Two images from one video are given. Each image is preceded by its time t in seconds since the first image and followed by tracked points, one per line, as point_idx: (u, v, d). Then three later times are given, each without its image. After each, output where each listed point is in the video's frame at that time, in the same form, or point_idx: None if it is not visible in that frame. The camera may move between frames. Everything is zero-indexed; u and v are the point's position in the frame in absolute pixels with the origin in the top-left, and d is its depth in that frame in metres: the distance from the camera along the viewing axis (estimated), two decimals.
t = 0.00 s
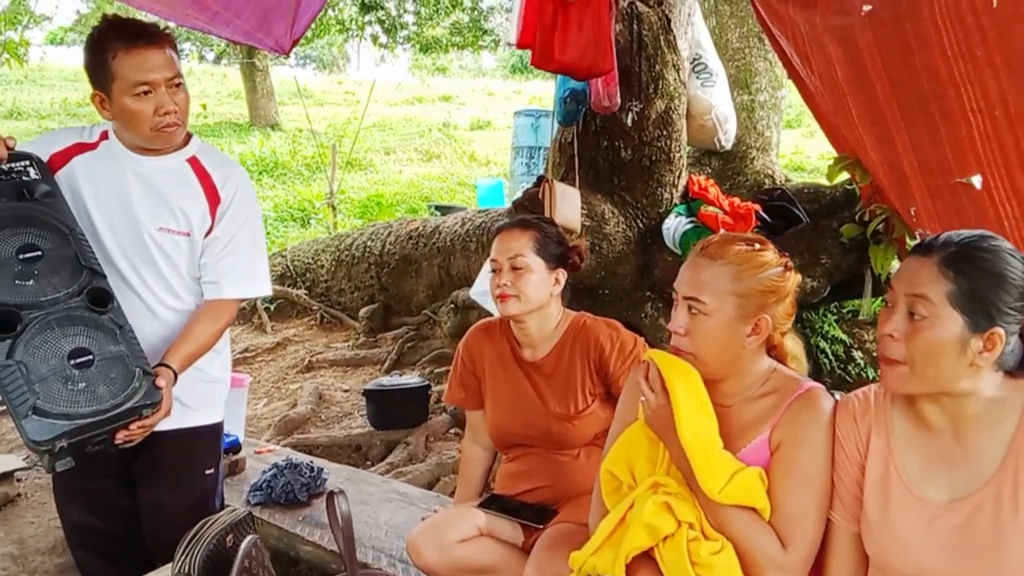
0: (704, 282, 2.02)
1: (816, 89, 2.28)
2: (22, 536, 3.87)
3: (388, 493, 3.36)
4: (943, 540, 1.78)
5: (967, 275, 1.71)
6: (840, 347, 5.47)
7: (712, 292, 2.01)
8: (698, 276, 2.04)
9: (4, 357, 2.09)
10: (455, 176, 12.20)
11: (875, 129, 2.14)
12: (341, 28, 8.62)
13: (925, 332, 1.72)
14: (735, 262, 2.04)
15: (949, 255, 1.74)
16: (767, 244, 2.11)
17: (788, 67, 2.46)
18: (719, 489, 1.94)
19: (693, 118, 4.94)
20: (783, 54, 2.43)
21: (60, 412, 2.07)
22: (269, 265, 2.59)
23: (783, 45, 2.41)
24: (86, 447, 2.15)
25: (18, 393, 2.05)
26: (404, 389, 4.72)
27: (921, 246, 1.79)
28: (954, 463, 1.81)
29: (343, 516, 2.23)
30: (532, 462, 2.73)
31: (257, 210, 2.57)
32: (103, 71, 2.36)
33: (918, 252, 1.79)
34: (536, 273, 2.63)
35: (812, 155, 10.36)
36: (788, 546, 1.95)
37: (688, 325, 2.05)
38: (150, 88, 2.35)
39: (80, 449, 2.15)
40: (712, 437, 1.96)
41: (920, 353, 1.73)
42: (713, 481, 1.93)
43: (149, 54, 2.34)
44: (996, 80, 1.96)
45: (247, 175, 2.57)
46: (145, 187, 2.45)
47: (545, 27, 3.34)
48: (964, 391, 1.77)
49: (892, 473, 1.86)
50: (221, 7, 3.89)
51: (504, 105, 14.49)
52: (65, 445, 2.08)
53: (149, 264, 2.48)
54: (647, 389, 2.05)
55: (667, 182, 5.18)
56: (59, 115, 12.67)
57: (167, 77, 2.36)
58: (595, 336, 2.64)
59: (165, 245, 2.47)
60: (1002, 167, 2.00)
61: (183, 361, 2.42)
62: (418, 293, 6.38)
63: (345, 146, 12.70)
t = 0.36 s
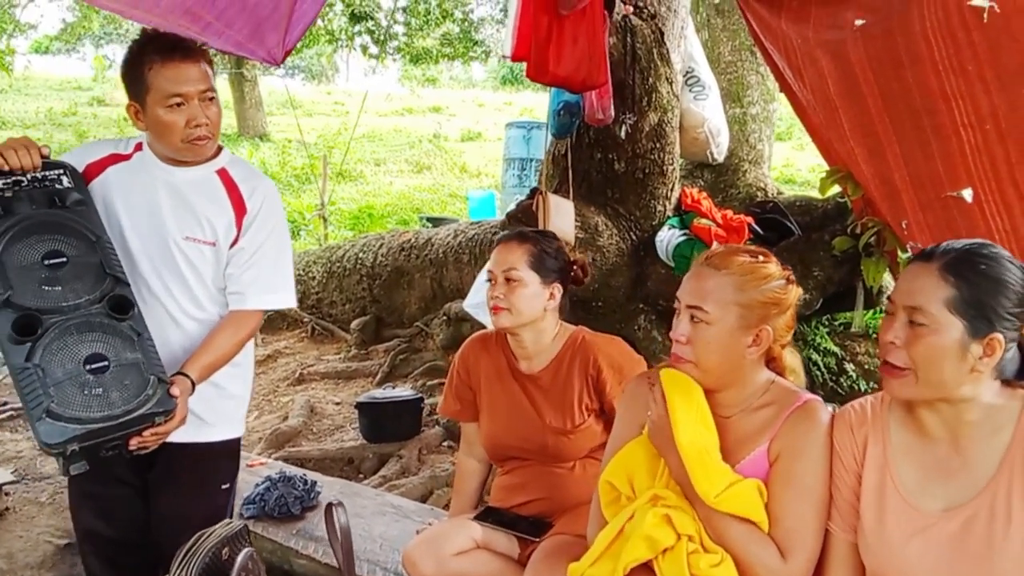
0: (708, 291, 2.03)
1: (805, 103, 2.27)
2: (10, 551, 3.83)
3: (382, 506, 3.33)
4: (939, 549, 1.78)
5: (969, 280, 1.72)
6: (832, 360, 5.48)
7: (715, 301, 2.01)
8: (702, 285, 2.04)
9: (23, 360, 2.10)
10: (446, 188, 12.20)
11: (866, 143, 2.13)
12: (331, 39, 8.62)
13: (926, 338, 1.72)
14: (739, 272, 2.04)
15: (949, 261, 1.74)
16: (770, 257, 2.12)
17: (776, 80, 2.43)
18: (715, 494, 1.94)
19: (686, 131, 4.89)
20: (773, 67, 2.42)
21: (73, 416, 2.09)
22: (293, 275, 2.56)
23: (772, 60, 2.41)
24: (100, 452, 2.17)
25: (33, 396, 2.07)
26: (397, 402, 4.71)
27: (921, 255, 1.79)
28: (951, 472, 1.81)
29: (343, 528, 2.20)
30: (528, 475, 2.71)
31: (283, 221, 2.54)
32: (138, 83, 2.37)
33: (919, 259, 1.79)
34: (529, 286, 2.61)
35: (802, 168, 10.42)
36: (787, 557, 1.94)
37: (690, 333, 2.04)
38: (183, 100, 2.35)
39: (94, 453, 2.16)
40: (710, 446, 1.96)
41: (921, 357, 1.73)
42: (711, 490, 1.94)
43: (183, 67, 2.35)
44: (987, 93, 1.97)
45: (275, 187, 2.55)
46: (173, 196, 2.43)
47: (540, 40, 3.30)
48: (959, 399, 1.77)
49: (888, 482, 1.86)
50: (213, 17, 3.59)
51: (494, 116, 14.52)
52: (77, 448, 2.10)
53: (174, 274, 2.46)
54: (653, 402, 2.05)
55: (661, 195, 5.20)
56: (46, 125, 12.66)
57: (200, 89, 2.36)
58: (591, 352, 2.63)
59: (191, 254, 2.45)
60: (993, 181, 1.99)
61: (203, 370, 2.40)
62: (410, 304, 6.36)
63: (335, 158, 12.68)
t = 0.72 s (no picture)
0: (709, 300, 2.04)
1: (807, 114, 2.33)
2: (6, 561, 3.81)
3: (380, 517, 3.33)
4: (935, 558, 1.79)
5: (964, 292, 1.72)
6: (830, 371, 5.49)
7: (717, 310, 2.02)
8: (704, 295, 2.05)
9: (38, 362, 2.20)
10: (443, 198, 12.21)
11: (863, 156, 2.17)
12: (328, 48, 8.53)
13: (915, 344, 1.74)
14: (740, 283, 2.05)
15: (948, 272, 1.75)
16: (771, 268, 2.13)
17: (776, 93, 2.52)
18: (718, 503, 1.94)
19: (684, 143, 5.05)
20: (773, 80, 2.50)
21: (79, 417, 2.16)
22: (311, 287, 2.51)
23: (775, 72, 2.47)
24: (109, 454, 2.25)
25: (44, 396, 2.16)
26: (395, 411, 4.70)
27: (923, 264, 1.81)
28: (947, 480, 1.81)
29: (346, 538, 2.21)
30: (527, 485, 2.71)
31: (305, 233, 2.49)
32: (166, 94, 2.42)
33: (919, 268, 1.81)
34: (534, 295, 2.62)
35: (798, 179, 10.46)
36: (789, 563, 1.95)
37: (691, 343, 2.05)
38: (208, 110, 2.38)
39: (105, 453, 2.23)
40: (713, 456, 1.96)
41: (909, 364, 1.75)
42: (714, 498, 1.94)
43: (209, 79, 2.39)
44: (985, 108, 1.95)
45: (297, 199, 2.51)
46: (196, 204, 2.42)
47: (539, 53, 3.29)
48: (950, 408, 1.78)
49: (885, 491, 1.87)
50: (213, 27, 3.59)
51: (491, 126, 14.57)
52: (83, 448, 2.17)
53: (193, 282, 2.44)
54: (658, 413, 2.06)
55: (659, 206, 5.22)
56: (41, 134, 12.66)
57: (224, 100, 2.39)
58: (590, 364, 2.62)
59: (211, 263, 2.43)
60: (989, 192, 2.00)
61: (215, 378, 2.37)
62: (408, 314, 6.36)
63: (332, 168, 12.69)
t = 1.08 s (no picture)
0: (716, 309, 2.05)
1: (812, 125, 2.35)
2: (15, 569, 3.84)
3: (387, 525, 3.33)
4: (940, 566, 1.79)
5: (969, 302, 1.73)
6: (836, 380, 5.50)
7: (724, 319, 2.04)
8: (710, 304, 2.06)
9: (17, 355, 2.07)
10: (448, 208, 12.25)
11: (868, 165, 2.19)
12: (334, 59, 8.68)
13: (920, 354, 1.75)
14: (747, 292, 2.06)
15: (953, 282, 1.76)
16: (778, 277, 2.14)
17: (780, 101, 2.54)
18: (723, 510, 1.95)
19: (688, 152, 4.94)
20: (779, 89, 2.52)
21: (52, 410, 2.01)
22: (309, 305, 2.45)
23: (779, 82, 2.49)
24: (91, 451, 2.09)
25: (21, 388, 2.03)
26: (402, 420, 4.70)
27: (927, 273, 1.82)
28: (952, 489, 1.82)
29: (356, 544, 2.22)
30: (533, 493, 2.72)
31: (303, 248, 2.44)
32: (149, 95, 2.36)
33: (924, 278, 1.82)
34: (540, 304, 2.63)
35: (803, 188, 10.47)
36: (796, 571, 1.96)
37: (697, 352, 2.06)
38: (157, 118, 2.29)
39: (85, 450, 2.08)
40: (719, 464, 1.96)
41: (914, 374, 1.75)
42: (720, 506, 1.95)
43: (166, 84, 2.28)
44: (988, 117, 1.97)
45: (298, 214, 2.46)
46: (191, 212, 2.37)
47: (545, 62, 3.30)
48: (956, 416, 1.79)
49: (891, 500, 1.88)
50: (221, 39, 3.57)
51: (496, 136, 14.60)
52: (58, 442, 2.02)
53: (187, 292, 2.38)
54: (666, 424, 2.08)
55: (664, 215, 5.24)
56: (49, 144, 12.77)
57: (168, 108, 2.26)
58: (592, 374, 2.62)
59: (205, 273, 2.37)
60: (994, 202, 2.00)
61: (213, 399, 2.30)
62: (413, 323, 6.38)
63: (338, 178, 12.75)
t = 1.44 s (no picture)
0: (725, 318, 2.07)
1: (821, 132, 2.36)
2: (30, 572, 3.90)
3: (398, 530, 3.36)
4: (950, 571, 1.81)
5: (977, 310, 1.74)
6: (846, 387, 5.50)
7: (733, 328, 2.05)
8: (720, 313, 2.08)
9: None
10: (460, 214, 12.30)
11: (878, 173, 2.21)
12: (347, 67, 8.77)
13: (931, 363, 1.76)
14: (757, 301, 2.08)
15: (961, 290, 1.78)
16: (787, 286, 2.16)
17: (788, 108, 2.54)
18: (732, 517, 1.97)
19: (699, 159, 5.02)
20: (786, 96, 2.50)
21: None
22: (267, 309, 2.43)
23: (786, 88, 2.46)
24: (40, 451, 2.14)
25: None
26: (413, 425, 4.72)
27: (935, 281, 1.84)
28: (963, 495, 1.83)
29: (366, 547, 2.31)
30: (543, 499, 2.74)
31: (268, 252, 2.42)
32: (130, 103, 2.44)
33: (932, 287, 1.84)
34: (546, 310, 2.65)
35: (815, 194, 10.47)
36: None
37: (708, 361, 2.08)
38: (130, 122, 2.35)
39: (30, 448, 2.11)
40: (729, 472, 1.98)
41: (924, 382, 1.77)
42: (729, 512, 1.97)
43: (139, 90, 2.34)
44: (997, 124, 2.01)
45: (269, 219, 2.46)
46: (162, 216, 2.41)
47: (556, 70, 3.34)
48: (967, 423, 1.80)
49: (901, 506, 1.90)
50: (235, 48, 3.63)
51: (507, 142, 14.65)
52: None
53: (156, 294, 2.42)
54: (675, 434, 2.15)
55: (674, 222, 5.26)
56: (65, 151, 12.92)
57: (139, 112, 2.32)
58: (600, 379, 2.64)
59: (171, 276, 2.40)
60: (1003, 209, 2.04)
61: (155, 400, 2.26)
62: (425, 329, 6.41)
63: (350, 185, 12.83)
